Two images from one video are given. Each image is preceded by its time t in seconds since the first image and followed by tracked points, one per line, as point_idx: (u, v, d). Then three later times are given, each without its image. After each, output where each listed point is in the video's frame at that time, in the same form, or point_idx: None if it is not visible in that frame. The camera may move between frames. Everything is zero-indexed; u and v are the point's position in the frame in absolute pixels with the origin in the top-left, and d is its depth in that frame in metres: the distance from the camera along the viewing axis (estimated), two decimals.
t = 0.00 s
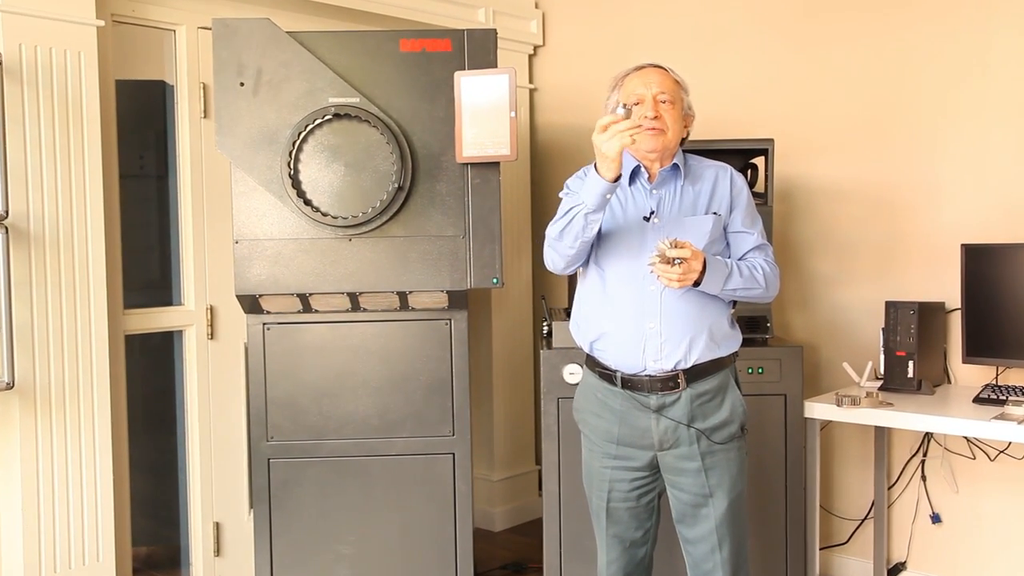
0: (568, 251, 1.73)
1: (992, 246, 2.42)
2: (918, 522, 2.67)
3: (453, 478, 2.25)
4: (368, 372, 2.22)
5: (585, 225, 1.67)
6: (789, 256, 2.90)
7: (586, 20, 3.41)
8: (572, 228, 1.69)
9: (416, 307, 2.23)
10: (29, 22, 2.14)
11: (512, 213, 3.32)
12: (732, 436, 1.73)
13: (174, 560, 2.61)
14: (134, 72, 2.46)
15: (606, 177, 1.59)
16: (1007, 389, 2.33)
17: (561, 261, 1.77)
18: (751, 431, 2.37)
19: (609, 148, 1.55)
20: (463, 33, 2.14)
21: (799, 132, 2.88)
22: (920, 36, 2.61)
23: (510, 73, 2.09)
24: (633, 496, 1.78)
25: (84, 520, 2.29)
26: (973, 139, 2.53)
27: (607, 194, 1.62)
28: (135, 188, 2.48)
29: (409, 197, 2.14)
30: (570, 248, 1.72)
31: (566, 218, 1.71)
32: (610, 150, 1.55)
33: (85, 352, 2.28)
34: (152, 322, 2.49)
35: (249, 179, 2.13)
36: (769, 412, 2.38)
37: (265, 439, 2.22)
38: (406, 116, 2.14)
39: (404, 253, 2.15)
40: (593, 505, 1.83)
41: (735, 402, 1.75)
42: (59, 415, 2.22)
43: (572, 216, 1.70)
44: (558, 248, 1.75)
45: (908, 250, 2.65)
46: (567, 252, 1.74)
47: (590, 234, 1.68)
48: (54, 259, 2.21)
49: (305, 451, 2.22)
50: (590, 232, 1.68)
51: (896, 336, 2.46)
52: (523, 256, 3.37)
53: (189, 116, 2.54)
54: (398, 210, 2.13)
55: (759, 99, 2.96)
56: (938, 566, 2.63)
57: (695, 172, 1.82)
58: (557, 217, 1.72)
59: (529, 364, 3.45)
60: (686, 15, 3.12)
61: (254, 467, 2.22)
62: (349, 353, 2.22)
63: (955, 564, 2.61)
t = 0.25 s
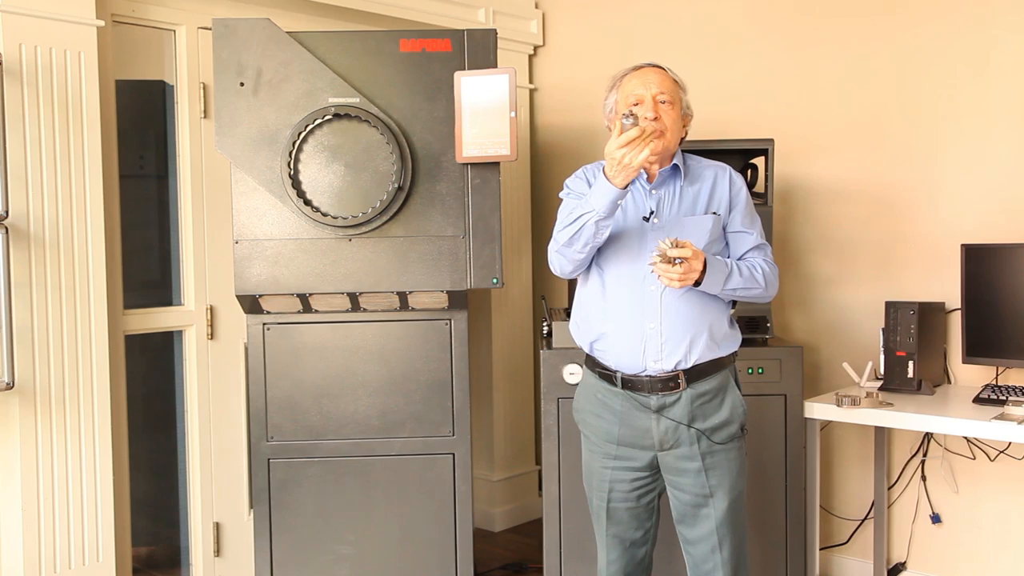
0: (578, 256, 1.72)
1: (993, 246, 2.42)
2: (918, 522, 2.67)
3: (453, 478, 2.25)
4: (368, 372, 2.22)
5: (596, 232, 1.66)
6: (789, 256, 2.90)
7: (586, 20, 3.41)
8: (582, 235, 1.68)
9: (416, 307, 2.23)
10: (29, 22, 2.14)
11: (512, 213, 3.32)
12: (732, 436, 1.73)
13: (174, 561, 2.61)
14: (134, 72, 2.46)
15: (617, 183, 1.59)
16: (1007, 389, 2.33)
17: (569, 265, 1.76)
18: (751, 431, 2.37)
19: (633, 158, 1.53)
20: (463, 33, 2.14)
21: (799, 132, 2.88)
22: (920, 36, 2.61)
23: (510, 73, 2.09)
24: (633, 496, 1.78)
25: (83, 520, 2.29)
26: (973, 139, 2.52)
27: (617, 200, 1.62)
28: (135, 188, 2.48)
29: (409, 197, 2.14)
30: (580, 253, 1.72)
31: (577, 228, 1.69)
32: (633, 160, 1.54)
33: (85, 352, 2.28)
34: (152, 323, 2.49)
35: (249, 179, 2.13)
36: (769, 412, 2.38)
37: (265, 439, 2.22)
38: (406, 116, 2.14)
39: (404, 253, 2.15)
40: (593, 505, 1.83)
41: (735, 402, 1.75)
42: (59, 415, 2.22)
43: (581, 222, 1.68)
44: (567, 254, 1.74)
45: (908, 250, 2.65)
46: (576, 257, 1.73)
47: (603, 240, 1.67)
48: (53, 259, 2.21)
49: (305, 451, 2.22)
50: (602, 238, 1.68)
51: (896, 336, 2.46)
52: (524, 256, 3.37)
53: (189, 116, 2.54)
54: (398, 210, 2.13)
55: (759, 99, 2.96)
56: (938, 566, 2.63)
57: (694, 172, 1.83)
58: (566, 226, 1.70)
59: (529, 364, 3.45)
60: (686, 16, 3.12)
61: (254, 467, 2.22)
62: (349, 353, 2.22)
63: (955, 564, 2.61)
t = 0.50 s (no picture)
0: (579, 257, 1.72)
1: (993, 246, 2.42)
2: (919, 522, 2.67)
3: (453, 479, 2.25)
4: (368, 373, 2.21)
5: (598, 233, 1.66)
6: (789, 256, 2.90)
7: (585, 21, 3.41)
8: (585, 236, 1.68)
9: (416, 308, 2.23)
10: (29, 22, 2.14)
11: (512, 214, 3.32)
12: (733, 436, 1.73)
13: (174, 561, 2.60)
14: (134, 72, 2.46)
15: (619, 184, 1.59)
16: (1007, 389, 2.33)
17: (571, 266, 1.76)
18: (751, 431, 2.37)
19: (639, 160, 1.53)
20: (463, 33, 2.14)
21: (799, 132, 2.88)
22: (920, 36, 2.61)
23: (510, 73, 2.09)
24: (634, 497, 1.78)
25: (84, 520, 2.29)
26: (974, 139, 2.52)
27: (620, 202, 1.62)
28: (135, 188, 2.48)
29: (409, 198, 2.14)
30: (581, 254, 1.71)
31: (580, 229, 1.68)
32: (637, 161, 1.54)
33: (85, 352, 2.28)
34: (152, 323, 2.49)
35: (249, 180, 2.13)
36: (769, 412, 2.38)
37: (265, 440, 2.22)
38: (406, 116, 2.14)
39: (404, 254, 2.15)
40: (594, 506, 1.82)
41: (736, 402, 1.75)
42: (59, 415, 2.22)
43: (583, 223, 1.68)
44: (568, 255, 1.74)
45: (908, 251, 2.65)
46: (578, 258, 1.73)
47: (604, 240, 1.67)
48: (53, 259, 2.21)
49: (305, 452, 2.21)
50: (603, 238, 1.68)
51: (896, 336, 2.46)
52: (523, 256, 3.37)
53: (189, 116, 2.54)
54: (398, 210, 2.13)
55: (758, 99, 2.96)
56: (938, 566, 2.64)
57: (694, 172, 1.83)
58: (568, 226, 1.69)
59: (529, 364, 3.45)
60: (685, 16, 3.12)
61: (254, 467, 2.22)
62: (349, 353, 2.22)
63: (955, 564, 2.61)
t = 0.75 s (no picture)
0: (578, 258, 1.72)
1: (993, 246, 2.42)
2: (919, 523, 2.67)
3: (453, 479, 2.25)
4: (368, 373, 2.22)
5: (597, 234, 1.66)
6: (789, 257, 2.90)
7: (586, 21, 3.41)
8: (583, 237, 1.68)
9: (416, 308, 2.23)
10: (29, 22, 2.14)
11: (512, 214, 3.32)
12: (733, 436, 1.73)
13: (174, 561, 2.60)
14: (134, 72, 2.46)
15: (617, 185, 1.59)
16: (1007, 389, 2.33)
17: (570, 267, 1.76)
18: (751, 432, 2.37)
19: (635, 160, 1.53)
20: (463, 34, 2.14)
21: (799, 133, 2.88)
22: (920, 36, 2.61)
23: (510, 73, 2.09)
24: (635, 497, 1.78)
25: (83, 520, 2.29)
26: (974, 139, 2.52)
27: (618, 202, 1.62)
28: (135, 188, 2.48)
29: (409, 198, 2.14)
30: (580, 255, 1.71)
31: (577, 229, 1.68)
32: (633, 162, 1.54)
33: (85, 351, 2.28)
34: (152, 323, 2.49)
35: (249, 180, 2.13)
36: (769, 413, 2.38)
37: (266, 440, 2.22)
38: (405, 116, 2.14)
39: (404, 254, 2.15)
40: (594, 506, 1.82)
41: (736, 403, 1.75)
42: (59, 415, 2.22)
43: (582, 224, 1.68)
44: (567, 256, 1.74)
45: (908, 251, 2.65)
46: (577, 258, 1.73)
47: (603, 241, 1.67)
48: (53, 259, 2.21)
49: (305, 452, 2.22)
50: (602, 239, 1.68)
51: (896, 336, 2.47)
52: (523, 256, 3.37)
53: (189, 116, 2.54)
54: (398, 209, 2.13)
55: (758, 99, 2.96)
56: (937, 566, 2.64)
57: (694, 172, 1.83)
58: (566, 227, 1.70)
59: (529, 364, 3.45)
60: (685, 16, 3.12)
61: (254, 468, 2.22)
62: (350, 353, 2.22)
63: (955, 565, 2.61)
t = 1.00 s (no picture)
0: (576, 258, 1.72)
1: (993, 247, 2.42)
2: (919, 523, 2.67)
3: (453, 479, 2.25)
4: (368, 373, 2.22)
5: (594, 233, 1.66)
6: (789, 257, 2.90)
7: (586, 21, 3.41)
8: (580, 236, 1.68)
9: (416, 308, 2.23)
10: (28, 23, 2.14)
11: (512, 214, 3.32)
12: (733, 437, 1.73)
13: (174, 562, 2.60)
14: (134, 73, 2.46)
15: (613, 185, 1.59)
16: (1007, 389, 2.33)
17: (568, 267, 1.75)
18: (751, 432, 2.37)
19: (628, 160, 1.53)
20: (463, 34, 2.14)
21: (799, 133, 2.88)
22: (920, 36, 2.61)
23: (510, 73, 2.09)
24: (634, 498, 1.78)
25: (83, 520, 2.29)
26: (974, 139, 2.52)
27: (615, 202, 1.62)
28: (135, 188, 2.48)
29: (409, 198, 2.14)
30: (578, 254, 1.72)
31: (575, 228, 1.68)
32: (627, 162, 1.54)
33: (85, 352, 2.28)
34: (152, 323, 2.49)
35: (249, 180, 2.13)
36: (769, 413, 2.38)
37: (265, 440, 2.22)
38: (406, 116, 2.14)
39: (403, 254, 2.15)
40: (594, 507, 1.83)
41: (736, 403, 1.75)
42: (59, 416, 2.22)
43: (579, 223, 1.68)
44: (565, 256, 1.74)
45: (908, 251, 2.65)
46: (575, 258, 1.73)
47: (600, 241, 1.67)
48: (53, 260, 2.21)
49: (305, 452, 2.22)
50: (599, 239, 1.68)
51: (896, 337, 2.46)
52: (524, 257, 3.37)
53: (188, 117, 2.53)
54: (398, 209, 2.13)
55: (758, 99, 2.96)
56: (937, 567, 2.64)
57: (694, 172, 1.83)
58: (564, 226, 1.70)
59: (529, 364, 3.45)
60: (685, 16, 3.12)
61: (254, 468, 2.22)
62: (349, 353, 2.22)
63: (955, 565, 2.61)
